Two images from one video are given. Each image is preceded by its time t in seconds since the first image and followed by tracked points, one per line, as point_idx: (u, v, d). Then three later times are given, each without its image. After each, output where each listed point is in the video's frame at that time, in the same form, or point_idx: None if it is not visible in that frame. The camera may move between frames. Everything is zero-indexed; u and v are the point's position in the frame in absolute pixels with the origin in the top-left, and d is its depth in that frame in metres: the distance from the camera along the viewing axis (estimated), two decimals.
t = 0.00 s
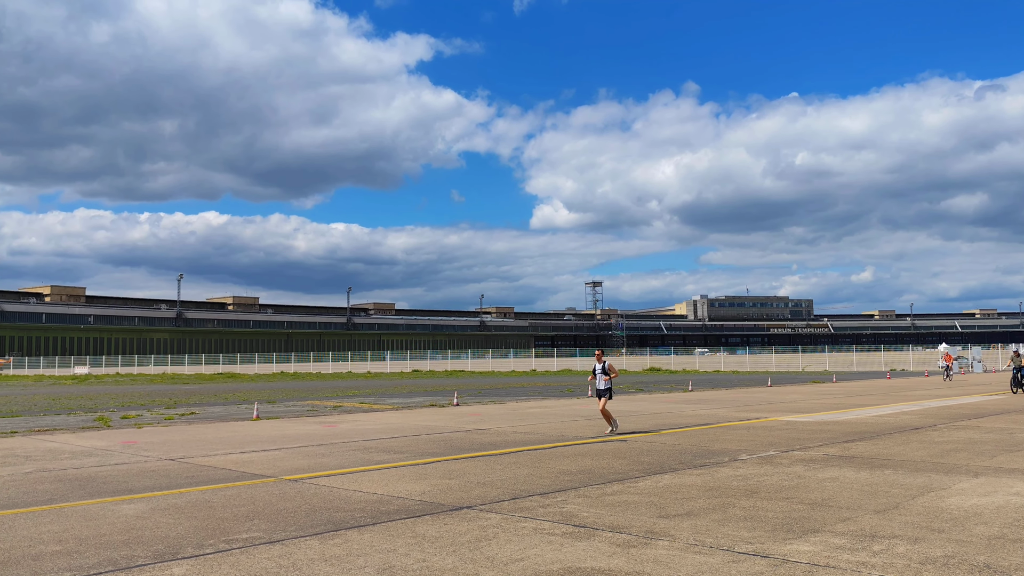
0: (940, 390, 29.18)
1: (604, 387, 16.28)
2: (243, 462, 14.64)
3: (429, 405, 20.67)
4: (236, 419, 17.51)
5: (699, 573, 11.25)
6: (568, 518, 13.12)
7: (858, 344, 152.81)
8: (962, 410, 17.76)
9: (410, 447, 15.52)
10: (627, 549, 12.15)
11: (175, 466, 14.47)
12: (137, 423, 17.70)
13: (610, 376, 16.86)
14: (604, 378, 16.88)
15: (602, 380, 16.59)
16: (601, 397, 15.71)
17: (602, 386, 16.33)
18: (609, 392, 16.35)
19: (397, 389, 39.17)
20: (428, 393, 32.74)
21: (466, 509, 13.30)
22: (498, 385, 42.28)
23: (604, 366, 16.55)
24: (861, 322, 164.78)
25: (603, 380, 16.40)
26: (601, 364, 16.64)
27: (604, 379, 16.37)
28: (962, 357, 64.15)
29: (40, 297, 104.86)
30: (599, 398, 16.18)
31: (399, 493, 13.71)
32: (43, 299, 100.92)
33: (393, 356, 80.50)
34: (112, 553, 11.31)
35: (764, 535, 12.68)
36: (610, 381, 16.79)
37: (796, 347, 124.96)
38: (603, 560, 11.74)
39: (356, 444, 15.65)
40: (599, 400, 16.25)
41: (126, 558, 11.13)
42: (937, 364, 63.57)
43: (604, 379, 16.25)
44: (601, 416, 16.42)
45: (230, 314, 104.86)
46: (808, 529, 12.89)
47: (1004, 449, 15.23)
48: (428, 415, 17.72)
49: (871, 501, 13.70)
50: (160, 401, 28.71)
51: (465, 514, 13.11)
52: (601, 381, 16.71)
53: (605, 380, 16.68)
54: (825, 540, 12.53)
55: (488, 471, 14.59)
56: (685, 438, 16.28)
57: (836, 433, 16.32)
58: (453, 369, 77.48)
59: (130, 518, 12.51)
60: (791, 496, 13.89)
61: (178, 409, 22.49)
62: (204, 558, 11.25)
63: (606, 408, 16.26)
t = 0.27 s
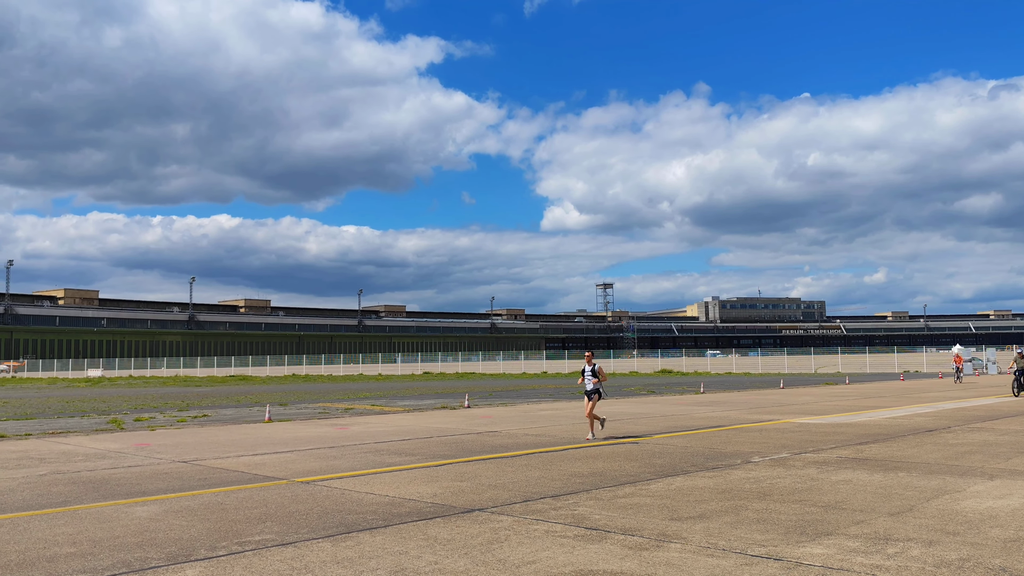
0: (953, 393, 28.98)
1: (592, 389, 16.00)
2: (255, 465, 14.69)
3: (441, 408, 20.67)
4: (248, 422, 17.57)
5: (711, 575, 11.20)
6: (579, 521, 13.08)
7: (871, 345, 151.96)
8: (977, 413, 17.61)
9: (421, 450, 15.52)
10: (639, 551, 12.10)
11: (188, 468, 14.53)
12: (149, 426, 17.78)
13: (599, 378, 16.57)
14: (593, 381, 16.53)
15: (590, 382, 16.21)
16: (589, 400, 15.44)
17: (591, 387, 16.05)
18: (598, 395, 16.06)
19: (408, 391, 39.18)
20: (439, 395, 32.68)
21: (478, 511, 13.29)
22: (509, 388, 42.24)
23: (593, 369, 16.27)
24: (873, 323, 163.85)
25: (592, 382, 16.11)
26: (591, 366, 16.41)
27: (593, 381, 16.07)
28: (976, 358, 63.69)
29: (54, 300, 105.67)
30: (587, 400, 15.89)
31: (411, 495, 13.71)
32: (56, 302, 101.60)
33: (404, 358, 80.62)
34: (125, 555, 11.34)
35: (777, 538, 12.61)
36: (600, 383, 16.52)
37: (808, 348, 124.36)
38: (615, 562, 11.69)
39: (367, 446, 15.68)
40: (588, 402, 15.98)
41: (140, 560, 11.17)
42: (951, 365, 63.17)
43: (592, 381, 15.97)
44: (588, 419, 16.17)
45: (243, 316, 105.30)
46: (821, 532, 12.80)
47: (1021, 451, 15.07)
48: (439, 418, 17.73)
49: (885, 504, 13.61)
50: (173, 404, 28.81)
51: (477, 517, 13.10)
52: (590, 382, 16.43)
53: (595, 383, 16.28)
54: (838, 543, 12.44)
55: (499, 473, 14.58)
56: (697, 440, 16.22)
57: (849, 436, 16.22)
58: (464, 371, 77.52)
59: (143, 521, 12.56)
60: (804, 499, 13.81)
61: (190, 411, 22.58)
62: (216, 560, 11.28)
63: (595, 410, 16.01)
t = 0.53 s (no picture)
0: (966, 394, 28.83)
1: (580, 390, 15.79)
2: (267, 467, 14.74)
3: (452, 410, 20.68)
4: (260, 424, 17.65)
5: None
6: (592, 523, 13.05)
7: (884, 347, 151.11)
8: (992, 415, 17.46)
9: (433, 452, 15.54)
10: (651, 554, 12.07)
11: (201, 470, 14.61)
12: (163, 428, 17.88)
13: (585, 378, 16.35)
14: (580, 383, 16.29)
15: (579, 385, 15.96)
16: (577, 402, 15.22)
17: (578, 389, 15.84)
18: (586, 397, 15.82)
19: (419, 393, 39.22)
20: (451, 397, 32.69)
21: (489, 513, 13.29)
22: (520, 390, 42.23)
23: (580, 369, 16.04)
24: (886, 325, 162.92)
25: (580, 383, 15.85)
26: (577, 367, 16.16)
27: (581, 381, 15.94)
28: (990, 359, 63.15)
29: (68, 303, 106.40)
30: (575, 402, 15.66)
31: (422, 498, 13.72)
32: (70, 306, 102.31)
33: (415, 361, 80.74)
34: (139, 557, 11.41)
35: (790, 541, 12.55)
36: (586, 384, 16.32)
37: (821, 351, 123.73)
38: (627, 565, 11.66)
39: (378, 448, 15.71)
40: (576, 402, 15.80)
41: (154, 562, 11.22)
42: (965, 367, 62.74)
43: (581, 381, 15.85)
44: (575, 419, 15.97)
45: (255, 320, 105.80)
46: (834, 535, 12.73)
47: None
48: (451, 420, 17.75)
49: (899, 507, 13.51)
50: (186, 406, 28.92)
51: (489, 519, 13.09)
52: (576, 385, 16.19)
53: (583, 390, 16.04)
54: (852, 546, 12.37)
55: (510, 476, 14.57)
56: (709, 442, 16.16)
57: (862, 438, 16.13)
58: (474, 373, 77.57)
59: (156, 523, 12.62)
60: (817, 501, 13.73)
61: (202, 414, 22.70)
62: (230, 562, 11.32)
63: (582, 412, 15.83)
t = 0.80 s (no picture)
0: (981, 396, 28.60)
1: (566, 394, 15.55)
2: (280, 469, 14.79)
3: (464, 413, 20.68)
4: (272, 426, 17.70)
5: None
6: (604, 525, 13.03)
7: (897, 348, 150.14)
8: (1008, 417, 17.31)
9: (444, 454, 15.55)
10: (663, 556, 12.03)
11: (214, 472, 14.67)
12: (176, 430, 17.95)
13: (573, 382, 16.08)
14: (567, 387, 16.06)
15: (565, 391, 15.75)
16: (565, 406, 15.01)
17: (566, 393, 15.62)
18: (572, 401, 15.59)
19: (430, 395, 39.22)
20: (463, 399, 32.68)
21: (501, 516, 13.28)
22: (531, 392, 42.20)
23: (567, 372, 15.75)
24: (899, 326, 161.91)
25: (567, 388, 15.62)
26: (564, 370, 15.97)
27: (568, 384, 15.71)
28: (1005, 360, 62.54)
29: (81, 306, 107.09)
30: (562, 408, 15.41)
31: (434, 500, 13.73)
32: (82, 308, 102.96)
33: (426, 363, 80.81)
34: (153, 559, 11.47)
35: (803, 543, 12.49)
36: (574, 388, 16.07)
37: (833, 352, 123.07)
38: (640, 568, 11.63)
39: (390, 450, 15.73)
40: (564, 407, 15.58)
41: (167, 564, 11.28)
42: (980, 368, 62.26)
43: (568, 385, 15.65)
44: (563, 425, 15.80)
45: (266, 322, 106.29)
46: (848, 537, 12.65)
47: None
48: (462, 422, 17.75)
49: (914, 509, 13.42)
50: (199, 408, 29.03)
51: (500, 522, 13.07)
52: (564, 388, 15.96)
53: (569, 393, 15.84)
54: (866, 549, 12.29)
55: (522, 478, 14.56)
56: (721, 444, 16.11)
57: (876, 440, 16.03)
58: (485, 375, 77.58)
59: (170, 524, 12.69)
60: (830, 504, 13.66)
61: (214, 416, 22.76)
62: (242, 563, 11.35)
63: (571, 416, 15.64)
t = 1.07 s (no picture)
0: (998, 399, 28.37)
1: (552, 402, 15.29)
2: (293, 470, 14.84)
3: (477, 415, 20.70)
4: (285, 428, 17.76)
5: None
6: (617, 527, 13.01)
7: (912, 350, 149.13)
8: None
9: (457, 455, 15.56)
10: (677, 559, 12.00)
11: (228, 473, 14.74)
12: (190, 431, 18.05)
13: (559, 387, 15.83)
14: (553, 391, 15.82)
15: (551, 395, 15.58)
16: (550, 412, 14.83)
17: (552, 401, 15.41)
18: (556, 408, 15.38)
19: (443, 397, 39.25)
20: (475, 401, 32.78)
21: (514, 518, 13.27)
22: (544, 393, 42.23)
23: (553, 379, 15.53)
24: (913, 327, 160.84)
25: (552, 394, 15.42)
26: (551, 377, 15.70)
27: (554, 392, 15.41)
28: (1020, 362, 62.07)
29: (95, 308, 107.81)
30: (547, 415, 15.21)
31: (447, 501, 13.74)
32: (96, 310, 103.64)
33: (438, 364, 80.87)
34: (168, 559, 11.52)
35: (818, 546, 12.42)
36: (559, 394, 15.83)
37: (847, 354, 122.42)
38: (654, 570, 11.59)
39: (403, 452, 15.75)
40: (548, 416, 15.29)
41: (183, 564, 11.33)
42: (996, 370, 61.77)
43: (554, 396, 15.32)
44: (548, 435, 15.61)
45: (278, 323, 106.78)
46: (864, 540, 12.57)
47: None
48: (475, 424, 17.76)
49: (930, 512, 13.32)
50: (213, 410, 29.14)
51: (514, 523, 13.07)
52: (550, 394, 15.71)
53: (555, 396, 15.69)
54: (881, 552, 12.22)
55: (535, 480, 14.56)
56: (734, 446, 16.05)
57: (890, 442, 15.93)
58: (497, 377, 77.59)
59: (185, 525, 12.75)
60: (845, 506, 13.59)
61: (228, 417, 22.88)
62: (257, 564, 11.39)
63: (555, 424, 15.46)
